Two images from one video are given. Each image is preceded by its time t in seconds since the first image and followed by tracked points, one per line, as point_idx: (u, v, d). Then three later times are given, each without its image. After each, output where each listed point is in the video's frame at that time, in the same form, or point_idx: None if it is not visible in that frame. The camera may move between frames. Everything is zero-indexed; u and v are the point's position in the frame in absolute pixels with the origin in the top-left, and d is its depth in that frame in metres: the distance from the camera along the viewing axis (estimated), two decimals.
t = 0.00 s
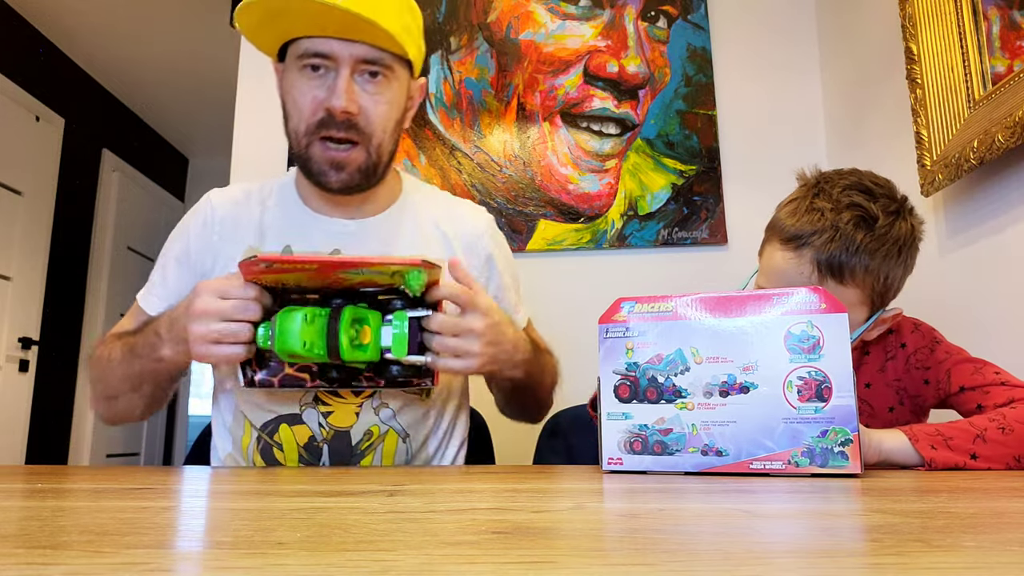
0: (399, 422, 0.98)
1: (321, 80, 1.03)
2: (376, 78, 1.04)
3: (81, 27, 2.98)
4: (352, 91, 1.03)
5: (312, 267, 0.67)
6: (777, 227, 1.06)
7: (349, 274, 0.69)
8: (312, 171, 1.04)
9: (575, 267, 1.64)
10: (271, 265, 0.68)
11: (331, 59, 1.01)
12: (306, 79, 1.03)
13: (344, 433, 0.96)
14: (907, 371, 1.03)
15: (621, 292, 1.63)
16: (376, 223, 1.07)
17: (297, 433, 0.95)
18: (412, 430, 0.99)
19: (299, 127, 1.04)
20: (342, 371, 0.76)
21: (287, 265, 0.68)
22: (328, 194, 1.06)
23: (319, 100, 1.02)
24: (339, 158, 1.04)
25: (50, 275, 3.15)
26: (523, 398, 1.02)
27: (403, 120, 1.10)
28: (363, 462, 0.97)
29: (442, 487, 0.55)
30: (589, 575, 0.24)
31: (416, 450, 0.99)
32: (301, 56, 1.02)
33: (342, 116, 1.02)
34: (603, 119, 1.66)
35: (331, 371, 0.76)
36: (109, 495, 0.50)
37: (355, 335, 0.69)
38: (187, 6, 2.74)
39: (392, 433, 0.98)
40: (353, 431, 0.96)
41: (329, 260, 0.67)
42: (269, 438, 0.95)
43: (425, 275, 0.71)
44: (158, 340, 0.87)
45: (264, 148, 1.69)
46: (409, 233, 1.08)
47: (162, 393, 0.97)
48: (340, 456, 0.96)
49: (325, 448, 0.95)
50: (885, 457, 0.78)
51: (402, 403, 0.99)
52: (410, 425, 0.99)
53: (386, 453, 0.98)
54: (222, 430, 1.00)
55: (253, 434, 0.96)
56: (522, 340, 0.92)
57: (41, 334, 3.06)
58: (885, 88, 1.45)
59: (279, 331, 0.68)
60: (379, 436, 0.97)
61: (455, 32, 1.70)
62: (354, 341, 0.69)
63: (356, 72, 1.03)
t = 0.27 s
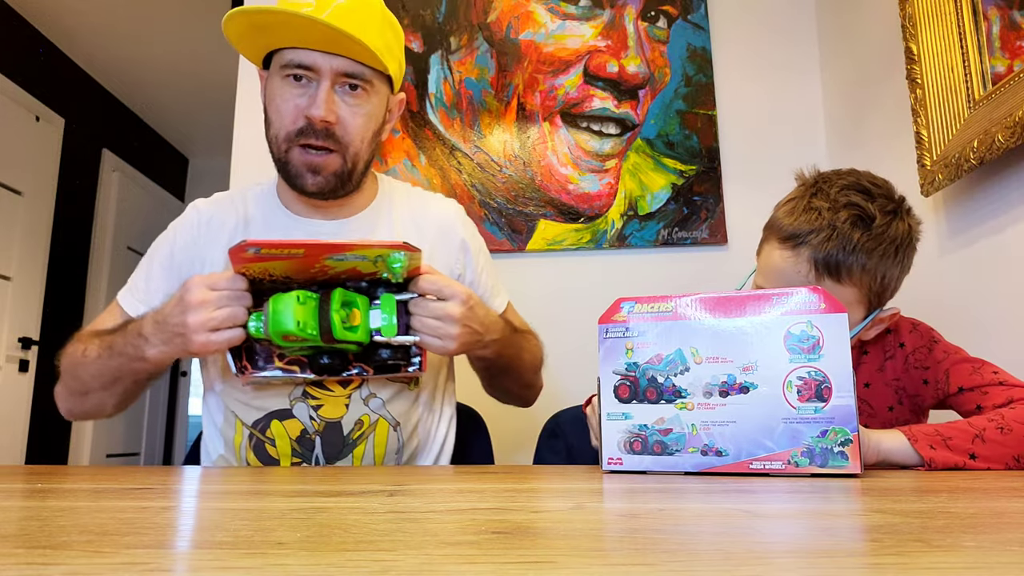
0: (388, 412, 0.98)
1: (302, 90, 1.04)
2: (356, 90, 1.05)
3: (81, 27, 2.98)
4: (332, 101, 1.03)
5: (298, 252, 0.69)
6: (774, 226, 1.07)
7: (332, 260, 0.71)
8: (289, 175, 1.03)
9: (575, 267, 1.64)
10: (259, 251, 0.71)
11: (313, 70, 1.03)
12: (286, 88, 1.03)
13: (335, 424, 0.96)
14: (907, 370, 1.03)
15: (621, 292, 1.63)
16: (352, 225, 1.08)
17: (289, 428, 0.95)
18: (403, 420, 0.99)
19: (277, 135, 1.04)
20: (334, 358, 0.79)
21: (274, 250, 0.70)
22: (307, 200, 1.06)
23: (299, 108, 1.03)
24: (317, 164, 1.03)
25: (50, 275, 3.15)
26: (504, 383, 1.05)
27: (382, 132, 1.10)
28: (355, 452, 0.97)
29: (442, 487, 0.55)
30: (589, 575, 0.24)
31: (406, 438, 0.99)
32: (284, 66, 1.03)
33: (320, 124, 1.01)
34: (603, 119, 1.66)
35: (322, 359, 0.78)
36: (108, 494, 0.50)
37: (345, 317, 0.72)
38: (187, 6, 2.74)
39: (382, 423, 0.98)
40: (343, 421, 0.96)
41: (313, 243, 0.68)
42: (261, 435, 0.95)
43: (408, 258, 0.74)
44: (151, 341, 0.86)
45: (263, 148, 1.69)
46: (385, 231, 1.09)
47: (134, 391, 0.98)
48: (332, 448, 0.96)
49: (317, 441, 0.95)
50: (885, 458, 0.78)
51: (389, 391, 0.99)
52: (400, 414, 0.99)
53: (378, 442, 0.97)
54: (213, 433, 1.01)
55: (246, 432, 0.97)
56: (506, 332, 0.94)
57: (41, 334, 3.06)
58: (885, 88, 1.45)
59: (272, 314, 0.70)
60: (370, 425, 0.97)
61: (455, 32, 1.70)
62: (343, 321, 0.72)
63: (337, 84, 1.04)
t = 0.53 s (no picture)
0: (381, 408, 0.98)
1: (299, 89, 1.04)
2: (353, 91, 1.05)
3: (82, 27, 2.98)
4: (328, 102, 1.03)
5: (287, 256, 0.70)
6: (775, 225, 1.07)
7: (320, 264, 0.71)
8: (286, 173, 1.04)
9: (575, 267, 1.64)
10: (248, 256, 0.71)
11: (310, 71, 1.03)
12: (283, 87, 1.04)
13: (326, 421, 0.95)
14: (908, 371, 1.03)
15: (621, 292, 1.63)
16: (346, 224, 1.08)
17: (280, 424, 0.95)
18: (394, 417, 0.99)
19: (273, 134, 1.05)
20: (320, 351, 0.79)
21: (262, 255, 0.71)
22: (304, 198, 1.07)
23: (295, 108, 1.03)
24: (313, 164, 1.03)
25: (50, 275, 3.15)
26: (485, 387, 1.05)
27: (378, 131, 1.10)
28: (348, 448, 0.97)
29: (442, 487, 0.55)
30: (590, 575, 0.24)
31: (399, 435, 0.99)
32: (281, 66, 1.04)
33: (316, 125, 1.02)
34: (603, 119, 1.66)
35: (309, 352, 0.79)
36: (108, 494, 0.50)
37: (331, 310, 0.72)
38: (186, 6, 2.75)
39: (374, 420, 0.97)
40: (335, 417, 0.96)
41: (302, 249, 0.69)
42: (253, 432, 0.96)
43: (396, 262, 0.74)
44: (159, 345, 0.87)
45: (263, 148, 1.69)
46: (377, 230, 1.09)
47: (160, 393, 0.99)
48: (324, 444, 0.96)
49: (308, 437, 0.95)
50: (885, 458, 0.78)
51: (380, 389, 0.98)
52: (392, 411, 0.99)
53: (370, 439, 0.97)
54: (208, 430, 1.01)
55: (238, 429, 0.97)
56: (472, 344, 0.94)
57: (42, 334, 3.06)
58: (885, 88, 1.45)
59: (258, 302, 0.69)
60: (361, 422, 0.97)
61: (455, 32, 1.70)
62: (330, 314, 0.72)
63: (333, 84, 1.04)
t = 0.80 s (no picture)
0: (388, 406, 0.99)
1: (307, 83, 1.04)
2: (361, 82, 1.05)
3: (82, 27, 2.98)
4: (337, 94, 1.04)
5: (351, 232, 0.69)
6: (779, 228, 1.07)
7: (375, 248, 0.71)
8: (299, 168, 1.05)
9: (575, 267, 1.64)
10: (310, 227, 0.69)
11: (317, 65, 1.04)
12: (291, 82, 1.04)
13: (334, 416, 0.96)
14: (910, 373, 1.03)
15: (621, 292, 1.63)
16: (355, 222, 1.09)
17: (287, 418, 0.96)
18: (402, 415, 0.99)
19: (284, 127, 1.05)
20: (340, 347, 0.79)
21: (327, 227, 0.69)
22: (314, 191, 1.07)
23: (303, 102, 1.04)
24: (325, 156, 1.04)
25: (50, 275, 3.15)
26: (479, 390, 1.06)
27: (388, 122, 1.11)
28: (354, 445, 0.96)
29: (442, 487, 0.55)
30: (590, 575, 0.24)
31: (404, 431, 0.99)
32: (289, 62, 1.04)
33: (326, 116, 1.03)
34: (603, 119, 1.66)
35: (328, 348, 0.78)
36: (109, 494, 0.50)
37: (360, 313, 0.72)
38: (187, 6, 2.75)
39: (382, 417, 0.98)
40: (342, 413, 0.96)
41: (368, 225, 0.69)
42: (257, 425, 0.96)
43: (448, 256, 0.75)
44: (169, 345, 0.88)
45: (263, 148, 1.69)
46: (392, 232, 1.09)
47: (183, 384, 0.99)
48: (330, 440, 0.95)
49: (314, 432, 0.95)
50: (885, 459, 0.78)
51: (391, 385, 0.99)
52: (400, 408, 0.99)
53: (376, 436, 0.97)
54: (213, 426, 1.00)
55: (243, 422, 0.97)
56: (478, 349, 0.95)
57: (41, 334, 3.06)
58: (885, 88, 1.45)
59: (290, 300, 0.71)
60: (369, 418, 0.97)
61: (455, 32, 1.70)
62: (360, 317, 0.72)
63: (341, 76, 1.05)
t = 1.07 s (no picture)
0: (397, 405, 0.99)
1: (338, 77, 1.07)
2: (391, 78, 1.08)
3: (82, 27, 2.98)
4: (368, 88, 1.07)
5: (360, 227, 0.70)
6: (779, 227, 1.07)
7: (383, 246, 0.72)
8: (327, 160, 1.08)
9: (575, 267, 1.64)
10: (318, 220, 0.71)
11: (349, 59, 1.06)
12: (323, 75, 1.07)
13: (342, 410, 0.96)
14: (913, 374, 1.03)
15: (621, 292, 1.63)
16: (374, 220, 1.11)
17: (295, 410, 0.96)
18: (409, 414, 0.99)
19: (316, 121, 1.08)
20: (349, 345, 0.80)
21: (335, 222, 0.71)
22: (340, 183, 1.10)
23: (335, 95, 1.06)
24: (353, 149, 1.08)
25: (50, 275, 3.15)
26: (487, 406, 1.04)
27: (413, 122, 1.14)
28: (360, 442, 0.96)
29: (443, 487, 0.55)
30: (589, 575, 0.24)
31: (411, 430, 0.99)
32: (321, 56, 1.07)
33: (356, 109, 1.07)
34: (603, 119, 1.66)
35: (339, 345, 0.80)
36: (109, 494, 0.50)
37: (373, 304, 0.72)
38: (187, 6, 2.75)
39: (390, 415, 0.98)
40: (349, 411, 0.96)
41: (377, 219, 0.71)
42: (266, 417, 0.96)
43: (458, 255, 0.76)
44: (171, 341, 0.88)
45: (263, 148, 1.69)
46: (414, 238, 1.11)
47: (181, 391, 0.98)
48: (337, 436, 0.96)
49: (323, 426, 0.95)
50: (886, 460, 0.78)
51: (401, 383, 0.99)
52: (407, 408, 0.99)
53: (383, 434, 0.97)
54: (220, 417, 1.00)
55: (251, 415, 0.97)
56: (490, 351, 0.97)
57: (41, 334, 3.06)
58: (885, 88, 1.45)
59: (303, 287, 0.71)
60: (377, 416, 0.97)
61: (455, 32, 1.70)
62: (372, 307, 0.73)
63: (372, 72, 1.07)
